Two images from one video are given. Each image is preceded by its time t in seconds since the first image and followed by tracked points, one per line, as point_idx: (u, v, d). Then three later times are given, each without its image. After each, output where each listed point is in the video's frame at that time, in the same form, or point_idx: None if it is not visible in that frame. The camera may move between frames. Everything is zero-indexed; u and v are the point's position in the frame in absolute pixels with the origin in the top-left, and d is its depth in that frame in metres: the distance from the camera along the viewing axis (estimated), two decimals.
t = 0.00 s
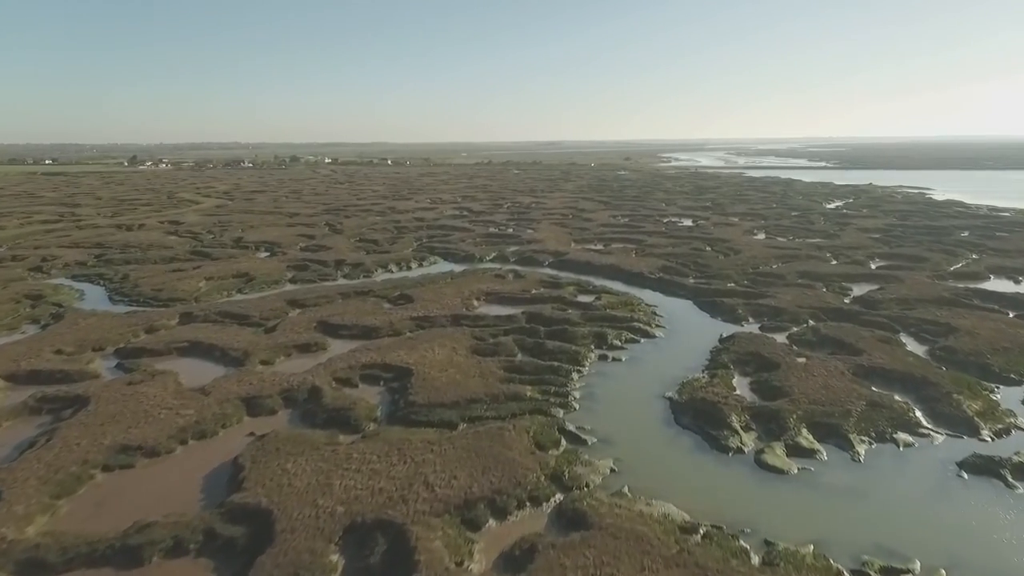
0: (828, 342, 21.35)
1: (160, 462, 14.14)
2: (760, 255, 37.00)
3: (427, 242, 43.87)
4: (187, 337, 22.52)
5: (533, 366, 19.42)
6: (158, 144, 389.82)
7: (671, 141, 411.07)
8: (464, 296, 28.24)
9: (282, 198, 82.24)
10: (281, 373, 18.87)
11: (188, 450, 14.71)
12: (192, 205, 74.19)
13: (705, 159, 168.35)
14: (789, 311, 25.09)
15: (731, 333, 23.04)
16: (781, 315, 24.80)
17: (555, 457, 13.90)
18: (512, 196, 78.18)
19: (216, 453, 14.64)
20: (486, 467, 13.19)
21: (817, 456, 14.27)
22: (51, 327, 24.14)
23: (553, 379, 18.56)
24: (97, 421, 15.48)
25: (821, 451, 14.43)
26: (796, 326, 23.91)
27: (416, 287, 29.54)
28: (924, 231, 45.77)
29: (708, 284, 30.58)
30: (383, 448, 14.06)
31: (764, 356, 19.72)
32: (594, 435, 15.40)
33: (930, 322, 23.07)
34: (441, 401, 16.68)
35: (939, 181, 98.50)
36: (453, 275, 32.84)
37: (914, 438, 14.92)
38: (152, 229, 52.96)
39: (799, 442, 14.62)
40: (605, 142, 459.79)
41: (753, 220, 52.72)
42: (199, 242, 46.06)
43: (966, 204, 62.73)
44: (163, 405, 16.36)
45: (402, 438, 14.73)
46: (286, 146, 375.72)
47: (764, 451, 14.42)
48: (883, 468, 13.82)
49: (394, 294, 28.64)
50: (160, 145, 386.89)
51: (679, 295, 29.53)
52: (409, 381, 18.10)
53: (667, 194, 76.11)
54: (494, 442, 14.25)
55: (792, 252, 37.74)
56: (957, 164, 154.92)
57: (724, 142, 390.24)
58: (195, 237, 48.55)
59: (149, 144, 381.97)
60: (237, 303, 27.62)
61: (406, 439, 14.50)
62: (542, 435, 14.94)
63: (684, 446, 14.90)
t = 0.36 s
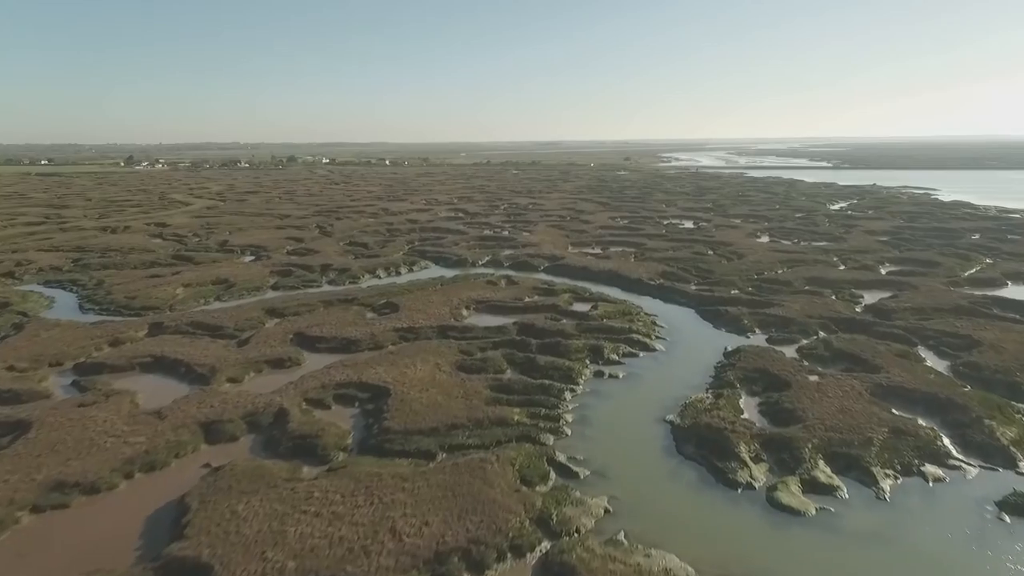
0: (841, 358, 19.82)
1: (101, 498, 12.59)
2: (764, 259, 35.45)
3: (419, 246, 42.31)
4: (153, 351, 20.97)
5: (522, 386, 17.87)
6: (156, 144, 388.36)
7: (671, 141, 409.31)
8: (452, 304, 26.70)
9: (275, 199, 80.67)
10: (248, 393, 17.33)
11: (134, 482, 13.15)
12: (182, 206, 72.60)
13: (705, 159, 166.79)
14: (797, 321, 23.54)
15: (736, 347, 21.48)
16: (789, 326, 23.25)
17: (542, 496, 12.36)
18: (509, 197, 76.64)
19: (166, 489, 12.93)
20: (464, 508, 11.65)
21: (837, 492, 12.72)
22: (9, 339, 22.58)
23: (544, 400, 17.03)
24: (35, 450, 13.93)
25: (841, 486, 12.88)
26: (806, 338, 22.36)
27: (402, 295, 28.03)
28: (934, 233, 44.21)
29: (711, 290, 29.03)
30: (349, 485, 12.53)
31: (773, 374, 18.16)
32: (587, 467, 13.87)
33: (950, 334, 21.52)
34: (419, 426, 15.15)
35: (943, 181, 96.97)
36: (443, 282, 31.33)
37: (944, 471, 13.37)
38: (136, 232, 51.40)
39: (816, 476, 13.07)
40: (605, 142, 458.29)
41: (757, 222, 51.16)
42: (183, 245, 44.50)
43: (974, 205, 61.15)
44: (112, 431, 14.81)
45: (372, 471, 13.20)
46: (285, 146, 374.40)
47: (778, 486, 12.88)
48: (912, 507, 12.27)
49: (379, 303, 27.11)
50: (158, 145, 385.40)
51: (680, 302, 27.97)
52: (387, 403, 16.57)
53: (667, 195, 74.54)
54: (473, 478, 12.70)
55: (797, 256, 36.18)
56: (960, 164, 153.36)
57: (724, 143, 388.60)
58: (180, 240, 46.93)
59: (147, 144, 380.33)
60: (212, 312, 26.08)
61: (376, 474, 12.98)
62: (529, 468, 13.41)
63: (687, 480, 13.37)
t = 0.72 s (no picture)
0: (857, 375, 18.26)
1: (20, 546, 10.99)
2: (769, 264, 33.95)
3: (409, 250, 40.74)
4: (112, 367, 19.41)
5: (509, 409, 16.31)
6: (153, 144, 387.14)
7: (670, 141, 408.59)
8: (440, 313, 25.15)
9: (267, 200, 79.16)
10: (206, 416, 15.76)
11: (61, 527, 11.55)
12: (172, 208, 71.02)
13: (705, 159, 165.40)
14: (807, 333, 21.99)
15: (742, 362, 19.94)
16: (798, 339, 21.72)
17: (524, 548, 10.86)
18: (505, 198, 75.18)
19: (99, 537, 11.33)
20: (432, 567, 10.12)
21: (861, 539, 11.18)
22: None
23: (532, 425, 15.50)
24: None
25: (865, 532, 11.32)
26: (817, 352, 20.82)
27: (388, 305, 26.54)
28: (943, 236, 42.73)
29: (713, 298, 27.49)
30: (305, 534, 10.98)
31: (783, 394, 16.63)
32: (578, 506, 12.34)
33: (973, 348, 19.98)
34: (391, 458, 13.61)
35: (948, 181, 95.55)
36: (431, 290, 29.78)
37: (982, 513, 11.81)
38: (119, 235, 49.88)
39: (836, 520, 11.52)
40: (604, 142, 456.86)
41: (759, 225, 49.66)
42: (165, 249, 42.99)
43: (982, 207, 59.65)
44: (46, 466, 13.23)
45: (333, 515, 11.64)
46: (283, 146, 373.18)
47: (793, 532, 11.33)
48: (949, 559, 10.70)
49: (362, 313, 25.57)
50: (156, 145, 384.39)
51: (681, 311, 26.45)
52: (358, 429, 15.03)
53: (667, 196, 73.04)
54: (446, 526, 11.19)
55: (803, 261, 34.66)
56: (963, 164, 151.97)
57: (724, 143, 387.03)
58: (162, 243, 45.33)
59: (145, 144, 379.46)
60: (184, 322, 24.53)
61: (336, 518, 11.43)
62: (511, 512, 11.87)
63: (690, 523, 11.84)
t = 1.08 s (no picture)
0: (875, 397, 16.69)
1: None
2: (773, 270, 32.43)
3: (398, 254, 39.19)
4: (63, 386, 17.83)
5: (492, 436, 14.78)
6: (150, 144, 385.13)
7: (669, 141, 407.32)
8: (425, 324, 23.58)
9: (259, 202, 77.55)
10: (156, 445, 14.19)
11: None
12: (160, 209, 69.35)
13: (705, 159, 163.90)
14: (818, 347, 20.41)
15: (748, 380, 18.41)
16: (808, 353, 20.22)
17: None
18: (501, 199, 73.64)
19: None
20: None
21: None
22: None
23: (518, 455, 13.98)
24: None
25: None
26: (829, 369, 19.27)
27: (371, 315, 25.02)
28: (953, 240, 41.20)
29: (716, 308, 25.92)
30: None
31: (795, 419, 15.10)
32: (567, 557, 10.82)
33: (998, 365, 18.49)
34: (357, 498, 12.07)
35: (952, 182, 94.16)
36: (418, 298, 28.23)
37: None
38: (101, 238, 48.23)
39: None
40: (603, 142, 455.51)
41: (762, 227, 48.13)
42: (146, 253, 41.40)
43: (990, 208, 58.21)
44: None
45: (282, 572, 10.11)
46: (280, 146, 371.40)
47: None
48: None
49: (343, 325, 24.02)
50: (153, 145, 382.40)
51: (682, 321, 24.92)
52: (323, 462, 13.49)
53: (666, 197, 71.58)
54: None
55: (809, 267, 33.11)
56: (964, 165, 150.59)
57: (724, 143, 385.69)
58: (144, 247, 43.77)
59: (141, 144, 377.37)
60: (152, 334, 22.96)
61: None
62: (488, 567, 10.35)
63: None
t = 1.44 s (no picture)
0: (895, 423, 15.16)
1: None
2: (778, 276, 30.91)
3: (387, 259, 37.65)
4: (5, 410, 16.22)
5: (473, 471, 13.24)
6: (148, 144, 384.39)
7: (668, 142, 406.18)
8: (407, 337, 22.05)
9: (250, 203, 76.03)
10: (93, 482, 12.61)
11: None
12: (148, 211, 67.77)
13: (704, 159, 162.53)
14: (830, 364, 18.88)
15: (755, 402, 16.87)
16: (819, 370, 18.69)
17: None
18: (497, 201, 72.18)
19: None
20: None
21: None
22: None
23: (499, 495, 12.43)
24: None
25: None
26: (843, 388, 17.74)
27: (351, 327, 23.46)
28: (964, 243, 39.68)
29: (720, 318, 24.40)
30: None
31: (810, 450, 13.56)
32: None
33: None
34: (312, 552, 10.53)
35: (955, 182, 92.84)
36: (404, 307, 26.70)
37: None
38: (82, 241, 46.66)
39: None
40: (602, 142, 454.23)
41: (765, 230, 46.61)
42: (126, 258, 39.84)
43: (997, 209, 56.85)
44: None
45: None
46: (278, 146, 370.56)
47: None
48: None
49: (320, 338, 22.50)
50: (150, 145, 381.79)
51: (683, 332, 23.38)
52: (279, 503, 11.93)
53: (666, 198, 70.06)
54: None
55: (816, 272, 31.58)
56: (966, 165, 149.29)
57: (724, 143, 384.43)
58: (125, 251, 42.24)
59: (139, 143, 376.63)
60: (114, 348, 21.37)
61: None
62: None
63: None
